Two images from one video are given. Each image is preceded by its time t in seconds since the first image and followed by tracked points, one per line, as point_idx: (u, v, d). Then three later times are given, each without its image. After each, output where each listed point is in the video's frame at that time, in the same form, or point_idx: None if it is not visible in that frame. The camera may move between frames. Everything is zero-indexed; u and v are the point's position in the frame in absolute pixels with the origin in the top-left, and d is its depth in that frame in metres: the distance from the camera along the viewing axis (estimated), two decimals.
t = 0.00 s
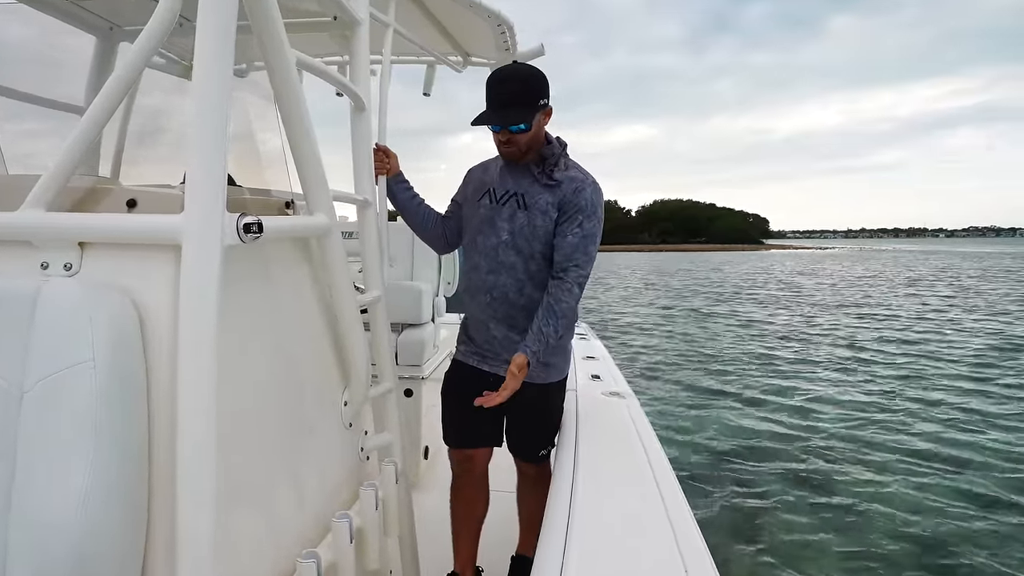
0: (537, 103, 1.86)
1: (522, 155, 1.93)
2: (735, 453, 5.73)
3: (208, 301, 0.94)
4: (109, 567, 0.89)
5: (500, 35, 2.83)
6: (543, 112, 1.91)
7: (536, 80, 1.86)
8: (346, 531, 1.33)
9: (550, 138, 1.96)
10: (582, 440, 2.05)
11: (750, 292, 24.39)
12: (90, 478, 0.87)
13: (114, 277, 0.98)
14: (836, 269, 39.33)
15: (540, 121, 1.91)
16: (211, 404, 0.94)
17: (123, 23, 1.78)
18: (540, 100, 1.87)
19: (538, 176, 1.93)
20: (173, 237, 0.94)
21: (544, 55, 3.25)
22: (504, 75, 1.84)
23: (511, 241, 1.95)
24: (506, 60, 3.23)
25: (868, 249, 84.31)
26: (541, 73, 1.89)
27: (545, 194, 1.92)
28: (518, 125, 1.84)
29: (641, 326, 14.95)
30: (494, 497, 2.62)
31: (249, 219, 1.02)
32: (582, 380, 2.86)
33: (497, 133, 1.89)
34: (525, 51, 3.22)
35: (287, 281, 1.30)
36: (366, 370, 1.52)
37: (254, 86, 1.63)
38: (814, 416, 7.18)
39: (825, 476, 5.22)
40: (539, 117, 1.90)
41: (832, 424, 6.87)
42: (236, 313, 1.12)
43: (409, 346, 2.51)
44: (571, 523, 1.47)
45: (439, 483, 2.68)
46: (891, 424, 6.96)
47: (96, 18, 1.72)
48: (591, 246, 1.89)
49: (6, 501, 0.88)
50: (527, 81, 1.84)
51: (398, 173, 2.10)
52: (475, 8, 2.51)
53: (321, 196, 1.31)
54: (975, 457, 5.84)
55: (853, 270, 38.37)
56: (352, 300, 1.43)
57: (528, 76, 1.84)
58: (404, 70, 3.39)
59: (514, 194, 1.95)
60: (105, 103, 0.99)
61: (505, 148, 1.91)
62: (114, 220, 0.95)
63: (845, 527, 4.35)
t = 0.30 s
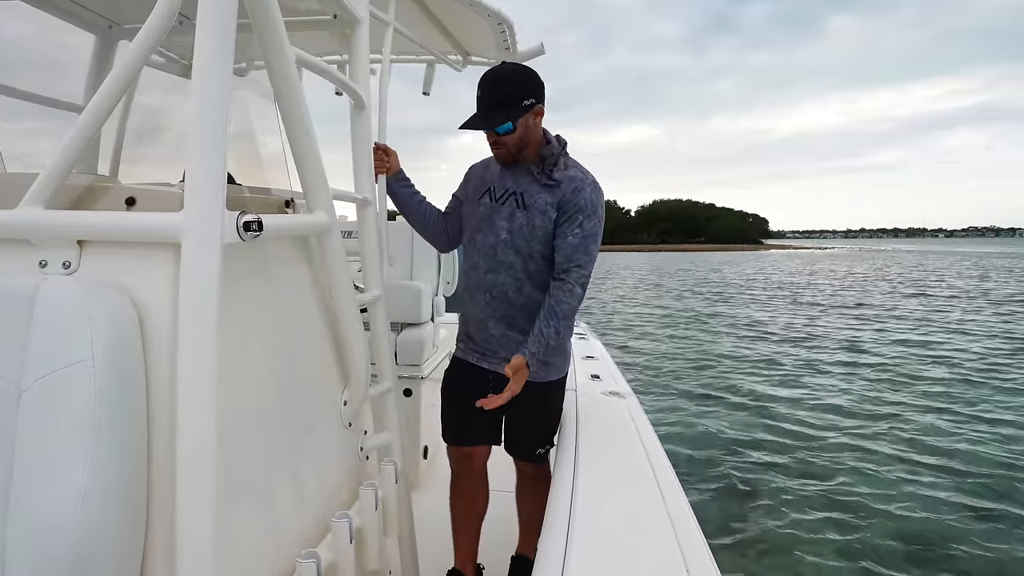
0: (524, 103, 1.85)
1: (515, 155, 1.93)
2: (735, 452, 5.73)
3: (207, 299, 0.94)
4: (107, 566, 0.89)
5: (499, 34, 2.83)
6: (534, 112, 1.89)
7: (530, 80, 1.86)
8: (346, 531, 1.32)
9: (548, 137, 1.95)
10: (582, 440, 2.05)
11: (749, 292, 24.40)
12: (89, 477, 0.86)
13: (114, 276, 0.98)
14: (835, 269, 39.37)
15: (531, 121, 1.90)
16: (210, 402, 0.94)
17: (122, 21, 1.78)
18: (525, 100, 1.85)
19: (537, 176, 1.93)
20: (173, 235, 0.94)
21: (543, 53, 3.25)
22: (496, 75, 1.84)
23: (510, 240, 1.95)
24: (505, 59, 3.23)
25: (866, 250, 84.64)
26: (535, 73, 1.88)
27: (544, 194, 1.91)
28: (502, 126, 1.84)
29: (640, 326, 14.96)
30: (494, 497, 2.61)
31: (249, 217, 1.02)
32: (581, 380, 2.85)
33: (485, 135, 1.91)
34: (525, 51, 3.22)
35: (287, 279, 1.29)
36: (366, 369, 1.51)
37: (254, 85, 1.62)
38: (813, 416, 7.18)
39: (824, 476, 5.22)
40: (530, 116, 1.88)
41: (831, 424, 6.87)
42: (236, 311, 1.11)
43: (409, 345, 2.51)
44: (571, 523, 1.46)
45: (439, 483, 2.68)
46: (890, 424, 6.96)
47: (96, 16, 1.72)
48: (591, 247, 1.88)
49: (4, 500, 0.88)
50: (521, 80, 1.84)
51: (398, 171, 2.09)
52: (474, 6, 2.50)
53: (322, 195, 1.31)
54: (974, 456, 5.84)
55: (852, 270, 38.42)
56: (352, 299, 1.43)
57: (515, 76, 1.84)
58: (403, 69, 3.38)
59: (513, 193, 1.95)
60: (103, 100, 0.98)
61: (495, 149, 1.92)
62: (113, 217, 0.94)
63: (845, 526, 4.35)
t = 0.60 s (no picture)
0: (495, 102, 1.87)
1: (495, 154, 1.96)
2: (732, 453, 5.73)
3: (208, 295, 0.93)
4: (107, 563, 0.88)
5: (502, 32, 2.82)
6: (510, 110, 1.89)
7: (504, 80, 1.87)
8: (346, 529, 1.32)
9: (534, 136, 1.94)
10: (581, 439, 2.05)
11: (747, 292, 24.43)
12: (88, 474, 0.86)
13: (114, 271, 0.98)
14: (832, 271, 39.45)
15: (505, 119, 1.90)
16: (211, 399, 0.93)
17: (123, 15, 1.76)
18: (496, 100, 1.86)
19: (520, 173, 1.93)
20: (175, 231, 0.94)
21: (546, 52, 3.25)
22: (473, 76, 1.88)
23: (493, 237, 1.96)
24: (507, 57, 3.23)
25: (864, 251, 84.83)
26: (512, 73, 1.90)
27: (526, 192, 1.91)
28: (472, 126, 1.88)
29: (638, 326, 14.97)
30: (494, 496, 2.61)
31: (251, 212, 1.02)
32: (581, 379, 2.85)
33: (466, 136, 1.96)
34: (526, 50, 3.21)
35: (288, 275, 1.29)
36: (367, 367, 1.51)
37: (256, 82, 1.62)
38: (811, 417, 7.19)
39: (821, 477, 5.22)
40: (503, 115, 1.89)
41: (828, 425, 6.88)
42: (237, 307, 1.11)
43: (408, 343, 2.50)
44: (570, 523, 1.46)
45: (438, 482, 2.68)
46: (887, 425, 6.97)
47: (98, 10, 1.71)
48: (576, 248, 1.84)
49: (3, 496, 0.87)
50: (495, 80, 1.87)
51: (397, 165, 2.11)
52: (478, 4, 2.50)
53: (323, 191, 1.31)
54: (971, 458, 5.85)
55: (849, 272, 38.50)
56: (352, 296, 1.43)
57: (491, 78, 1.86)
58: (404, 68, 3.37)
59: (497, 190, 1.96)
60: (107, 94, 0.98)
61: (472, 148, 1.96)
62: (114, 212, 0.94)
63: (841, 526, 4.36)
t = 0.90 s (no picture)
0: (469, 109, 1.92)
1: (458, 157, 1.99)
2: (733, 454, 5.72)
3: (212, 293, 0.93)
4: (110, 563, 0.88)
5: (504, 31, 2.83)
6: (478, 120, 1.96)
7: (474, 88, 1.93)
8: (348, 528, 1.32)
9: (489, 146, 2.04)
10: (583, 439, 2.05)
11: (747, 292, 24.42)
12: (91, 474, 0.85)
13: (117, 269, 0.97)
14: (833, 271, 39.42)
15: (474, 127, 1.96)
16: (215, 399, 0.93)
17: (124, 14, 1.75)
18: (471, 107, 1.92)
19: (477, 175, 1.98)
20: (179, 230, 0.94)
21: (547, 51, 3.25)
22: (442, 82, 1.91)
23: (452, 236, 1.99)
24: (508, 57, 3.23)
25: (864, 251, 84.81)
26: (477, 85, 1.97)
27: (483, 192, 1.96)
28: (449, 127, 1.91)
29: (640, 326, 14.96)
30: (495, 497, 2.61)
31: (255, 211, 1.02)
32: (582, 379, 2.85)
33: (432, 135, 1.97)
34: (528, 49, 3.22)
35: (291, 274, 1.29)
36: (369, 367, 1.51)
37: (260, 81, 1.62)
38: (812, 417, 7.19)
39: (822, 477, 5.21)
40: (473, 122, 1.95)
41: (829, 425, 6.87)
42: (241, 307, 1.11)
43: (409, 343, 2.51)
44: (573, 523, 1.46)
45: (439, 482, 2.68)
46: (888, 425, 6.97)
47: (101, 9, 1.69)
48: (535, 242, 1.92)
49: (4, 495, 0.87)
50: (465, 87, 1.91)
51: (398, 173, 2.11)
52: (480, 3, 2.50)
53: (326, 190, 1.31)
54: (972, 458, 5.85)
55: (850, 272, 38.48)
56: (354, 295, 1.43)
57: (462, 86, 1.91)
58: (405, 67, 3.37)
59: (453, 192, 2.00)
60: (111, 93, 0.98)
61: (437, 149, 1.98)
62: (119, 211, 0.94)
63: (844, 526, 4.35)
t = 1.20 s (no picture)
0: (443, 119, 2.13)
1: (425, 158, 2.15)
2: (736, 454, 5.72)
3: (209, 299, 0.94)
4: (109, 568, 0.88)
5: (500, 33, 2.83)
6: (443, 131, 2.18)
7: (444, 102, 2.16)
8: (348, 531, 1.33)
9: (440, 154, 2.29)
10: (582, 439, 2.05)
11: (749, 292, 24.40)
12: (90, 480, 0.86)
13: (116, 276, 0.98)
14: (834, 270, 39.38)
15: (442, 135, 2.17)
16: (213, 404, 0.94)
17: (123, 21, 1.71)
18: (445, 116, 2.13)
19: (436, 180, 2.23)
20: (176, 237, 0.94)
21: (544, 53, 3.26)
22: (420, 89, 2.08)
23: (417, 232, 2.21)
24: (505, 59, 3.24)
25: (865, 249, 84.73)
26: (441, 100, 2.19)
27: (444, 195, 2.22)
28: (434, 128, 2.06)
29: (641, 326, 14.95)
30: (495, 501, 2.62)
31: (252, 217, 1.03)
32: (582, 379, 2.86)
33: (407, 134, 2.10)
34: (525, 51, 3.22)
35: (290, 277, 1.30)
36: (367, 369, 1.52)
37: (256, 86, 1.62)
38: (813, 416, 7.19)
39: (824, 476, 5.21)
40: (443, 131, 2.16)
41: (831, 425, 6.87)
42: (239, 312, 1.12)
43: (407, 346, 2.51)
44: (571, 523, 1.46)
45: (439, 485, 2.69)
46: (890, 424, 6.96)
47: (98, 17, 1.68)
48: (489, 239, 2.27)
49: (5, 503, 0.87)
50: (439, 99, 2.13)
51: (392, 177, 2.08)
52: (475, 6, 2.51)
53: (323, 194, 1.31)
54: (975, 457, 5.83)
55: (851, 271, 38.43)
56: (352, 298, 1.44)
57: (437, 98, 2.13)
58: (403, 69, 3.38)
59: (416, 193, 2.20)
60: (108, 101, 0.98)
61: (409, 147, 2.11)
62: (116, 218, 0.94)
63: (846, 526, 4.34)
